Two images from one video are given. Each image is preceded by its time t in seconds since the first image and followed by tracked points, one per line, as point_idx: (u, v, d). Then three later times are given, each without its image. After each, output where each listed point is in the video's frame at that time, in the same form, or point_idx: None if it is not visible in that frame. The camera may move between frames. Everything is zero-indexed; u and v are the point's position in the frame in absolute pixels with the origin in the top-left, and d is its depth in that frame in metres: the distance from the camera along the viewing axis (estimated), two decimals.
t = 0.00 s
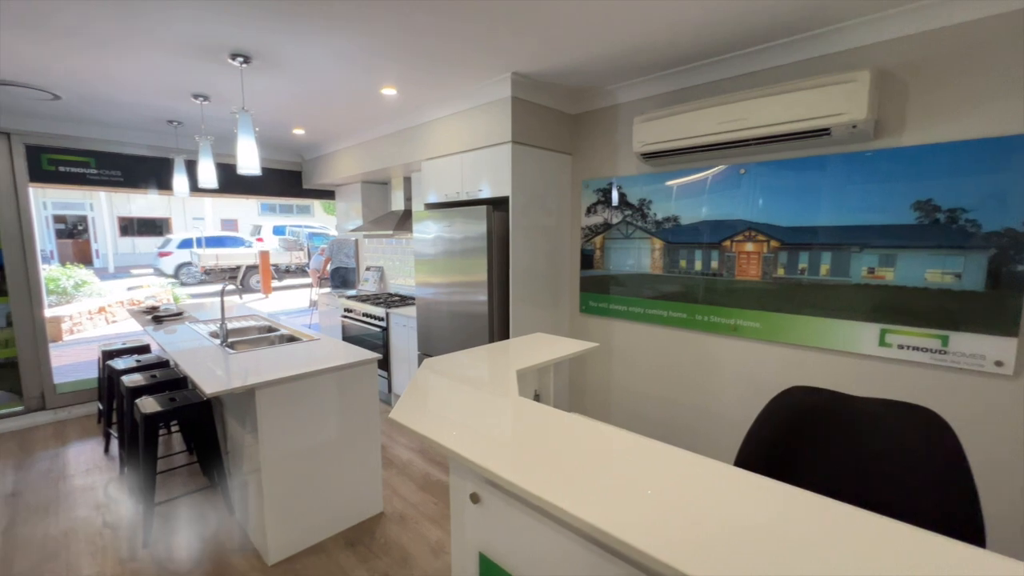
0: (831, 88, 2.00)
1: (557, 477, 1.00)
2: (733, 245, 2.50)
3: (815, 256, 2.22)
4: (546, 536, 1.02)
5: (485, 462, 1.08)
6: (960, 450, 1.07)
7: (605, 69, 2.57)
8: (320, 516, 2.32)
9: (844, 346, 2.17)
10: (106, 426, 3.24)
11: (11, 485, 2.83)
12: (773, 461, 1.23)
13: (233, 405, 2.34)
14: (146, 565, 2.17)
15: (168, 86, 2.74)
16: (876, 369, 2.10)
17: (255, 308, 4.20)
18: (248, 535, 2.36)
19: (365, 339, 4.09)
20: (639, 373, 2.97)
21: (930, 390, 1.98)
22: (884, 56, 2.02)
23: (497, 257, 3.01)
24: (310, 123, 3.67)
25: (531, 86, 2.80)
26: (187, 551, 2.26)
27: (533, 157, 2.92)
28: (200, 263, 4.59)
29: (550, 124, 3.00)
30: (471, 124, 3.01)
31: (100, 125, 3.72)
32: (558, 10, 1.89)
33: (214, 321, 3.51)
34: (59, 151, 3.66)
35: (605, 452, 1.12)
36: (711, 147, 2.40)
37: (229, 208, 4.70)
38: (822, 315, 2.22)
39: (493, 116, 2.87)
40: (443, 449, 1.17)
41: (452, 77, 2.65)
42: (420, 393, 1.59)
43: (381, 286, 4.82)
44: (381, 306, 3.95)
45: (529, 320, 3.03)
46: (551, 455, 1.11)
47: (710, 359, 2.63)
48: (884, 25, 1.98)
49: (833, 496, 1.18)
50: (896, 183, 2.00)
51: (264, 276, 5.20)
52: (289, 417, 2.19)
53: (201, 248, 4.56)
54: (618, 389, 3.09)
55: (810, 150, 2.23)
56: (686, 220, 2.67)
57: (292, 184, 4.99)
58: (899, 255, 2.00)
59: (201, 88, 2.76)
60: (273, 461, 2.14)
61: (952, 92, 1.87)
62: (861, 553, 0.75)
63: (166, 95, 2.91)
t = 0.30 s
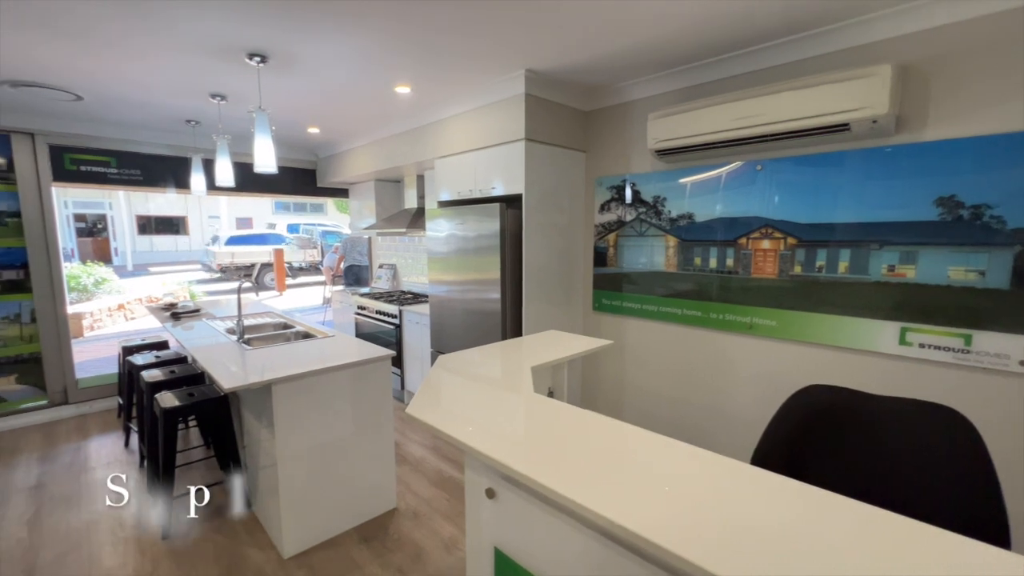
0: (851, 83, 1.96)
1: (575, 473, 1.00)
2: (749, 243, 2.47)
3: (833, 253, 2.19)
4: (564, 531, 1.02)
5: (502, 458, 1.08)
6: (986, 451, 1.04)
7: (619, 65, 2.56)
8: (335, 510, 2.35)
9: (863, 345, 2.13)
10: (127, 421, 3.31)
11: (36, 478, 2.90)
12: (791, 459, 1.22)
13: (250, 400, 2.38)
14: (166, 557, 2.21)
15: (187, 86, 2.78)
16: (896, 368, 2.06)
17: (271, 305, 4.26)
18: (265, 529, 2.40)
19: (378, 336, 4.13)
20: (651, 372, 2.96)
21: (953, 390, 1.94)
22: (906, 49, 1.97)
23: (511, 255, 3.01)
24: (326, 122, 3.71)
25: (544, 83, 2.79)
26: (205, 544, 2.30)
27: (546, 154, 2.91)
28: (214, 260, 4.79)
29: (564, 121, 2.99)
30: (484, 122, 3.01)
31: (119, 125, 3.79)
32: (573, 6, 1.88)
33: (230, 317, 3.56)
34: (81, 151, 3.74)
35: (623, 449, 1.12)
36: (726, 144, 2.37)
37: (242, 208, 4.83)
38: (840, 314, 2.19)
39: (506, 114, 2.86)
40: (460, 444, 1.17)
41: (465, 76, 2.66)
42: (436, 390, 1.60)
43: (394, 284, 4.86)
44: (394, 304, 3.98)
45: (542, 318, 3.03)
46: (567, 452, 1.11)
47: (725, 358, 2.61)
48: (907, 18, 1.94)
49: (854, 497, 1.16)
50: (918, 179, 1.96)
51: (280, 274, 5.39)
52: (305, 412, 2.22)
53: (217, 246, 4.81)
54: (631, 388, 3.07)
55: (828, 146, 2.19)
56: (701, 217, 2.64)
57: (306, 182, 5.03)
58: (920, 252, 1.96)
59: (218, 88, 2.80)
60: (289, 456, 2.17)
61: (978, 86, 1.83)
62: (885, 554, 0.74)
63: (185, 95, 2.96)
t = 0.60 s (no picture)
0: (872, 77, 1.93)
1: (593, 469, 1.00)
2: (766, 240, 2.44)
3: (853, 251, 2.15)
4: (581, 527, 1.02)
5: (518, 453, 1.09)
6: (1012, 451, 1.02)
7: (633, 62, 2.54)
8: (350, 505, 2.38)
9: (883, 344, 2.10)
10: (146, 415, 3.39)
11: (59, 470, 2.98)
12: (808, 459, 1.20)
13: (267, 396, 2.41)
14: (185, 549, 2.25)
15: (205, 86, 2.82)
16: (918, 368, 2.02)
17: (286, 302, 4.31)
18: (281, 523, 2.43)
19: (391, 333, 4.16)
20: (665, 370, 2.94)
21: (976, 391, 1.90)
22: (929, 42, 1.93)
23: (524, 253, 3.01)
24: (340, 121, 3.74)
25: (558, 80, 2.78)
26: (223, 537, 2.34)
27: (560, 152, 2.91)
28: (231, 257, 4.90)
29: (577, 118, 2.98)
30: (498, 119, 3.01)
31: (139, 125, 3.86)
32: (586, 3, 1.87)
33: (247, 314, 3.62)
34: (103, 151, 3.83)
35: (639, 446, 1.11)
36: (743, 140, 2.35)
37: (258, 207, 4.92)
38: (860, 312, 2.15)
39: (520, 111, 2.86)
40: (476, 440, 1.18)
41: (479, 73, 2.66)
42: (451, 386, 1.61)
43: (407, 282, 4.89)
44: (407, 301, 4.01)
45: (555, 316, 3.03)
46: (583, 448, 1.11)
47: (741, 357, 2.58)
48: (930, 10, 1.89)
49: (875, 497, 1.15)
50: (942, 175, 1.91)
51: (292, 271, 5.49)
52: (321, 408, 2.24)
53: (233, 244, 4.86)
54: (644, 386, 3.06)
55: (848, 142, 2.16)
56: (717, 214, 2.61)
57: (321, 181, 5.08)
58: (943, 250, 1.92)
59: (236, 88, 2.84)
60: (305, 451, 2.20)
61: (1004, 79, 1.78)
62: (908, 554, 0.72)
63: (202, 95, 3.00)
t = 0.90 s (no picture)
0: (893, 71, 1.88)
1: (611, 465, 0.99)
2: (784, 238, 2.40)
3: (874, 248, 2.11)
4: (598, 524, 1.02)
5: (535, 449, 1.09)
6: None
7: (648, 58, 2.52)
8: (365, 500, 2.41)
9: (905, 343, 2.06)
10: (166, 410, 3.46)
11: (83, 463, 3.05)
12: (828, 458, 1.17)
13: (284, 391, 2.45)
14: (204, 542, 2.30)
15: (224, 87, 2.87)
16: (941, 369, 1.98)
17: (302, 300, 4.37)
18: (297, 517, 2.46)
19: (404, 330, 4.19)
20: (680, 369, 2.92)
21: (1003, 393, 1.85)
22: (954, 35, 1.88)
23: (537, 251, 3.00)
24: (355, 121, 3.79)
25: (571, 78, 2.77)
26: (240, 531, 2.38)
27: (573, 149, 2.89)
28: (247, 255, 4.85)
29: (591, 115, 2.96)
30: (511, 117, 3.01)
31: (160, 125, 3.94)
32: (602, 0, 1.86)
33: (264, 311, 3.67)
34: (125, 151, 3.92)
35: (657, 443, 1.10)
36: (760, 136, 2.32)
37: (274, 206, 4.97)
38: (881, 311, 2.11)
39: (533, 109, 2.85)
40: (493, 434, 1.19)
41: (493, 71, 2.66)
42: (466, 382, 1.62)
43: (420, 280, 4.92)
44: (420, 299, 4.03)
45: (569, 314, 3.02)
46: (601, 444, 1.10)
47: (757, 357, 2.55)
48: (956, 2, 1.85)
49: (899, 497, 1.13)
50: (967, 171, 1.87)
51: (308, 270, 5.40)
52: (336, 404, 2.27)
53: (248, 242, 4.86)
54: (658, 385, 3.04)
55: (869, 137, 2.11)
56: (733, 212, 2.58)
57: (336, 179, 5.13)
58: (968, 247, 1.88)
59: (254, 88, 2.88)
60: (321, 446, 2.23)
61: None
62: (936, 554, 0.71)
63: (222, 96, 3.05)
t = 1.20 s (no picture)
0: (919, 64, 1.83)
1: (630, 462, 0.98)
2: (803, 235, 2.36)
3: (897, 246, 2.06)
4: (617, 522, 1.01)
5: (552, 445, 1.08)
6: None
7: (664, 54, 2.49)
8: (379, 496, 2.43)
9: (929, 343, 2.01)
10: (185, 404, 3.52)
11: (106, 456, 3.13)
12: (849, 458, 1.15)
13: (300, 387, 2.48)
14: (222, 535, 2.33)
15: (242, 87, 2.91)
16: (967, 370, 1.93)
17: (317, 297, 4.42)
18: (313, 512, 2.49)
19: (418, 327, 4.21)
20: (696, 368, 2.89)
21: None
22: (984, 25, 1.83)
23: (550, 248, 2.99)
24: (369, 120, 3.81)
25: (586, 74, 2.76)
26: (257, 524, 2.42)
27: (587, 147, 2.87)
28: (262, 253, 4.91)
29: (606, 112, 2.94)
30: (525, 115, 3.00)
31: (180, 125, 4.02)
32: None
33: (280, 308, 3.73)
34: (146, 151, 4.00)
35: (676, 441, 1.09)
36: (779, 132, 2.28)
37: (288, 205, 4.97)
38: (904, 310, 2.06)
39: (547, 107, 2.84)
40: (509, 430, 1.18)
41: (507, 69, 2.66)
42: (481, 379, 1.62)
43: (433, 278, 4.94)
44: (433, 297, 4.05)
45: (583, 313, 3.00)
46: (618, 441, 1.09)
47: (775, 357, 2.52)
48: None
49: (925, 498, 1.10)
50: (995, 166, 1.81)
51: (323, 267, 5.41)
52: (352, 400, 2.29)
53: (265, 240, 4.90)
54: (673, 384, 3.01)
55: (892, 133, 2.06)
56: (751, 209, 2.54)
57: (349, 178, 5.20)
58: (997, 244, 1.83)
59: (271, 88, 2.92)
60: (336, 441, 2.26)
61: None
62: (969, 556, 0.69)
63: (240, 96, 3.09)
